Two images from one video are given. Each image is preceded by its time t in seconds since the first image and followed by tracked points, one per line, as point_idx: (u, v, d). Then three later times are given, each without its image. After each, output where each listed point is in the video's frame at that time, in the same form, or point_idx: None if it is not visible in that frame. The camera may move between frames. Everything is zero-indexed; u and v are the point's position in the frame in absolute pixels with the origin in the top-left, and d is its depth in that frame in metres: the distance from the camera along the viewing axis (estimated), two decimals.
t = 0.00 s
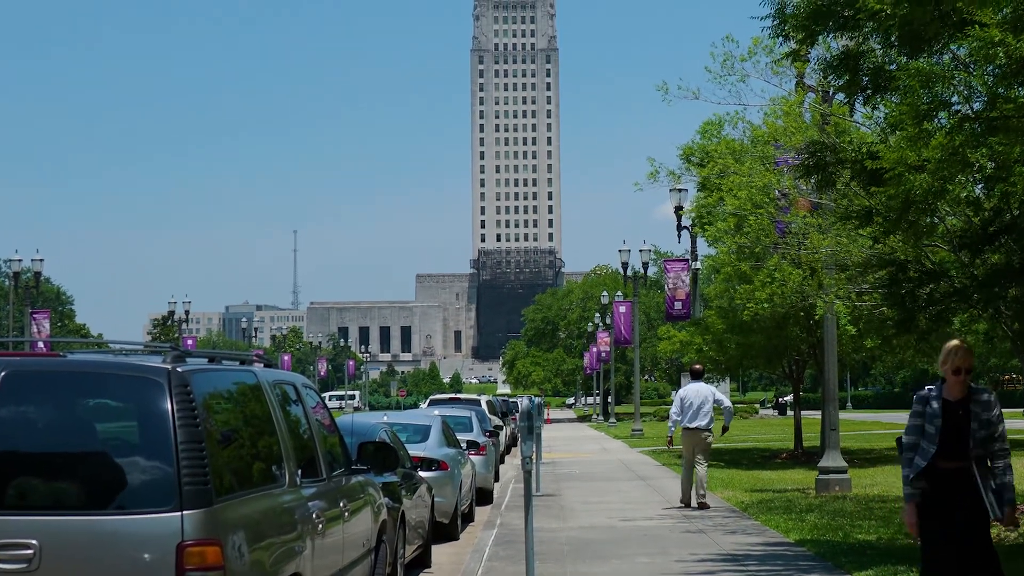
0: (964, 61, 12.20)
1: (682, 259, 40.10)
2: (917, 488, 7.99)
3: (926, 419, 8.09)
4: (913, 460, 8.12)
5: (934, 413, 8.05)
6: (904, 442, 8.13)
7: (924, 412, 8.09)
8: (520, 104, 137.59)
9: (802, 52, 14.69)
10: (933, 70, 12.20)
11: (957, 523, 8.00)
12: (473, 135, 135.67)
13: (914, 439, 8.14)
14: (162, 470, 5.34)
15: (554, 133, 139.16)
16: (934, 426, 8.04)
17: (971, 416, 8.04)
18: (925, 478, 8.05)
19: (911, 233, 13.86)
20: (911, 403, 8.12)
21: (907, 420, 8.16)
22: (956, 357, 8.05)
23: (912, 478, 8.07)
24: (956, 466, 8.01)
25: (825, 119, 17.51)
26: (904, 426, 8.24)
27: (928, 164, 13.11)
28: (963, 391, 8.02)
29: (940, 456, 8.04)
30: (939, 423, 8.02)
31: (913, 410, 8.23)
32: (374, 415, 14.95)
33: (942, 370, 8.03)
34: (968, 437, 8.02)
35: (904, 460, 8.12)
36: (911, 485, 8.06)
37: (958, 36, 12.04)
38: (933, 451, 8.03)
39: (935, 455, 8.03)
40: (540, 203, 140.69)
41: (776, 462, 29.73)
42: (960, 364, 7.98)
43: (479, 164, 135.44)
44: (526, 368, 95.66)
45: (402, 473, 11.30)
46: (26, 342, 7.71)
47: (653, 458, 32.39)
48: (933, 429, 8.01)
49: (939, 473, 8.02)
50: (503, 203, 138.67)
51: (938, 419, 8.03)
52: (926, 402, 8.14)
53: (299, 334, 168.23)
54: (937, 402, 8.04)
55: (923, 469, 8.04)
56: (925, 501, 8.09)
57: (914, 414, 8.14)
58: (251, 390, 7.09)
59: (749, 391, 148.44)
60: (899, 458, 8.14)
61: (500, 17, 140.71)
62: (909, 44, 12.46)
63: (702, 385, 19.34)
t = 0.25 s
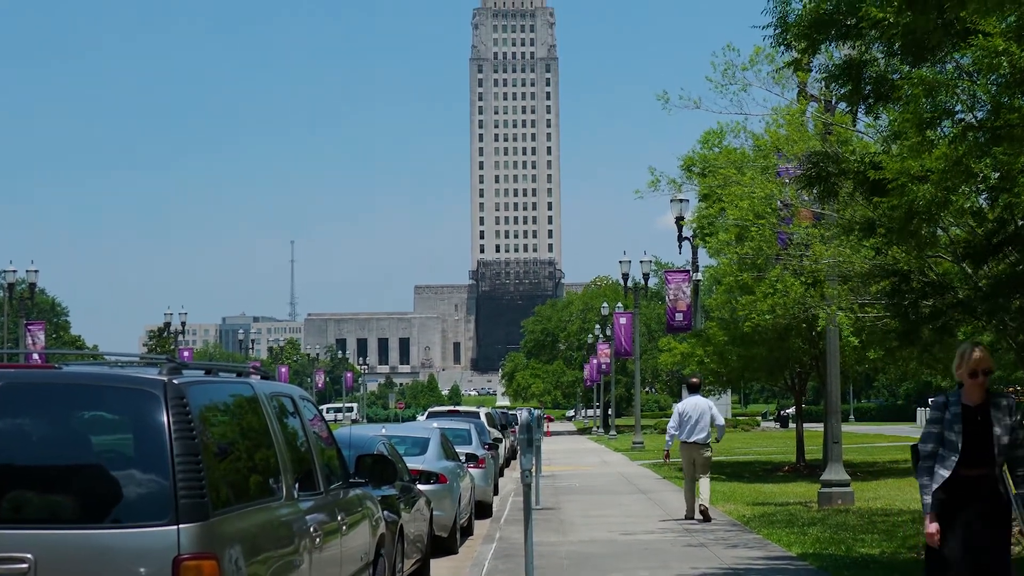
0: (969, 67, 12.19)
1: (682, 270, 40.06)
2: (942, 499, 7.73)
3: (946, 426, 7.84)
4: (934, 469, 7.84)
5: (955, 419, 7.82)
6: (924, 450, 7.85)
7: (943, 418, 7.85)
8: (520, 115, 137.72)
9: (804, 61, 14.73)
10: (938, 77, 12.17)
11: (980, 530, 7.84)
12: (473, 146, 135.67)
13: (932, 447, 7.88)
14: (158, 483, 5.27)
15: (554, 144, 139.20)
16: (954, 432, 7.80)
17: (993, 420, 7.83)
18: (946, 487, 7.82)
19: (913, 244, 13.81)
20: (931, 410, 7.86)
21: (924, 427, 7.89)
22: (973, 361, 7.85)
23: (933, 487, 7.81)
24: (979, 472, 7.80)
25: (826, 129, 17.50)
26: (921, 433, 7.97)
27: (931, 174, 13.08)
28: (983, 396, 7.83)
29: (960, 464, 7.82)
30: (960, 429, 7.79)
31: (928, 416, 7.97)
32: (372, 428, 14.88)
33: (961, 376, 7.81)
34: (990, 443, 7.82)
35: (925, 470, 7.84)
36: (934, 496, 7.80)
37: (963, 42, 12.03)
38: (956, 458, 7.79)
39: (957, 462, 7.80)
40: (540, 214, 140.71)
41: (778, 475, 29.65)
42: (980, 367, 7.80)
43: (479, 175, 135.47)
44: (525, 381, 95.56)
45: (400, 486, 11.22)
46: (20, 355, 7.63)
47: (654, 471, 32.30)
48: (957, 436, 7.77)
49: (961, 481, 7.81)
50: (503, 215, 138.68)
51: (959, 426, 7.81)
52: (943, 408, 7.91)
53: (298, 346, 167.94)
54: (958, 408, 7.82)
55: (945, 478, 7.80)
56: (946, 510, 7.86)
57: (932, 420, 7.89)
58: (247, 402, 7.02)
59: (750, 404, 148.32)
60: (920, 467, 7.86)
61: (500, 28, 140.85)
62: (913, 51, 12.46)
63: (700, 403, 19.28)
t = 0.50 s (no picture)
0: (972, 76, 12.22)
1: (684, 282, 39.94)
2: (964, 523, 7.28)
3: (972, 445, 7.35)
4: (959, 490, 7.38)
5: (982, 438, 7.31)
6: (949, 469, 7.38)
7: (969, 436, 7.36)
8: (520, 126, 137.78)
9: (809, 70, 15.13)
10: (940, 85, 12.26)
11: (1005, 554, 7.40)
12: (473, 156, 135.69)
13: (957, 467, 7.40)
14: (155, 497, 5.20)
15: (553, 154, 139.15)
16: (981, 451, 7.31)
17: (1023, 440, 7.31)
18: (969, 509, 7.36)
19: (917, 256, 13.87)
20: (957, 427, 7.38)
21: (948, 445, 7.40)
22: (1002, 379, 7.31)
23: (957, 509, 7.35)
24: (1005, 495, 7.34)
25: (828, 140, 17.52)
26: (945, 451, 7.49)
27: (935, 185, 13.01)
28: (1011, 413, 7.31)
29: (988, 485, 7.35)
30: (988, 449, 7.30)
31: (955, 432, 7.48)
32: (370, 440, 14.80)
33: (990, 394, 7.29)
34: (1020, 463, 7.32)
35: (950, 491, 7.38)
36: (957, 518, 7.34)
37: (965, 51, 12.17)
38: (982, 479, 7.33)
39: (983, 483, 7.33)
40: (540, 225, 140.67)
41: (781, 489, 29.56)
42: (1011, 386, 7.23)
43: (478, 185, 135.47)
44: (525, 394, 95.41)
45: (398, 499, 11.13)
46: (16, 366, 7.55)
47: (655, 485, 32.19)
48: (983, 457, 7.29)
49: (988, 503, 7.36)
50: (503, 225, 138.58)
51: (987, 445, 7.31)
52: (970, 425, 7.41)
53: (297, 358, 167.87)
54: (985, 426, 7.31)
55: (970, 501, 7.34)
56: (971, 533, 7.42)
57: (956, 439, 7.40)
58: (244, 415, 6.95)
59: (752, 416, 148.01)
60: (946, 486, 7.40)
61: (499, 38, 140.99)
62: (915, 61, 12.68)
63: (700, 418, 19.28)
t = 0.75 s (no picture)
0: (976, 87, 12.43)
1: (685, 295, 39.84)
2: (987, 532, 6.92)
3: (1001, 452, 7.01)
4: (987, 499, 7.05)
5: (1012, 445, 6.96)
6: (975, 476, 7.10)
7: (999, 442, 7.03)
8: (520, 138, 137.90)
9: (811, 81, 15.48)
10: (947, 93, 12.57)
11: None
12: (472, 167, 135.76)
13: (987, 474, 7.08)
14: (152, 512, 5.12)
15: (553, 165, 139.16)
16: (1012, 459, 6.95)
17: None
18: (998, 520, 6.98)
19: (920, 268, 14.01)
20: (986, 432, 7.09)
21: (978, 449, 7.12)
22: None
23: (983, 518, 7.02)
24: None
25: (833, 153, 17.59)
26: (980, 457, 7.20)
27: (938, 197, 12.94)
28: None
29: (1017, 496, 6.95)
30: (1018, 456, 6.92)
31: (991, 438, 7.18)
32: (369, 454, 14.73)
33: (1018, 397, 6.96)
34: None
35: (974, 498, 7.09)
36: (981, 528, 7.01)
37: (968, 63, 12.48)
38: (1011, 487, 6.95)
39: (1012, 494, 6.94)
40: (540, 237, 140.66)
41: (782, 503, 29.43)
42: None
43: (478, 197, 135.52)
44: (524, 407, 95.23)
45: (397, 515, 11.05)
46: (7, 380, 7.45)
47: (656, 500, 32.06)
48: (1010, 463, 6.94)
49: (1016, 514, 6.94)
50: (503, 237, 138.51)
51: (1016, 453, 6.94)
52: (1005, 431, 7.07)
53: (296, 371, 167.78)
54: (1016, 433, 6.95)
55: (996, 511, 6.97)
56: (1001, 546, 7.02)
57: (986, 444, 7.11)
58: (241, 428, 6.89)
59: (754, 430, 147.61)
60: (971, 493, 7.12)
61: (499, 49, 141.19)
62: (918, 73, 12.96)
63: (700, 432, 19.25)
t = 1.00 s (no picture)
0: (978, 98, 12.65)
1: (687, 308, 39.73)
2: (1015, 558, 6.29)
3: None
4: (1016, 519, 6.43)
5: None
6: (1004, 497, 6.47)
7: None
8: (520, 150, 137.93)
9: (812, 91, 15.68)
10: (950, 103, 12.78)
11: None
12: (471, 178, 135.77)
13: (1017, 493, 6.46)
14: (147, 527, 5.04)
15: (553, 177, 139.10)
16: None
17: None
18: None
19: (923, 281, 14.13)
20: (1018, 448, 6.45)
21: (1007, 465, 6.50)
22: None
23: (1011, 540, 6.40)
24: None
25: (836, 164, 17.68)
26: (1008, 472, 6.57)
27: (942, 208, 13.07)
28: None
29: None
30: None
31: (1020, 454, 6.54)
32: (367, 469, 14.64)
33: None
34: None
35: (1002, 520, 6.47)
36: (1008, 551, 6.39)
37: (973, 74, 12.72)
38: None
39: None
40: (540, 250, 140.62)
41: (784, 518, 29.30)
42: None
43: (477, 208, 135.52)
44: (524, 421, 95.07)
45: (395, 530, 10.96)
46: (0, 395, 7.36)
47: (656, 515, 31.94)
48: None
49: None
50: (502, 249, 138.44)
51: None
52: None
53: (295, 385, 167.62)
54: None
55: None
56: None
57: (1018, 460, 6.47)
58: (238, 443, 6.81)
59: (756, 444, 147.16)
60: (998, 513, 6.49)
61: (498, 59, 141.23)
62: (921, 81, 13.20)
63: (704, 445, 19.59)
